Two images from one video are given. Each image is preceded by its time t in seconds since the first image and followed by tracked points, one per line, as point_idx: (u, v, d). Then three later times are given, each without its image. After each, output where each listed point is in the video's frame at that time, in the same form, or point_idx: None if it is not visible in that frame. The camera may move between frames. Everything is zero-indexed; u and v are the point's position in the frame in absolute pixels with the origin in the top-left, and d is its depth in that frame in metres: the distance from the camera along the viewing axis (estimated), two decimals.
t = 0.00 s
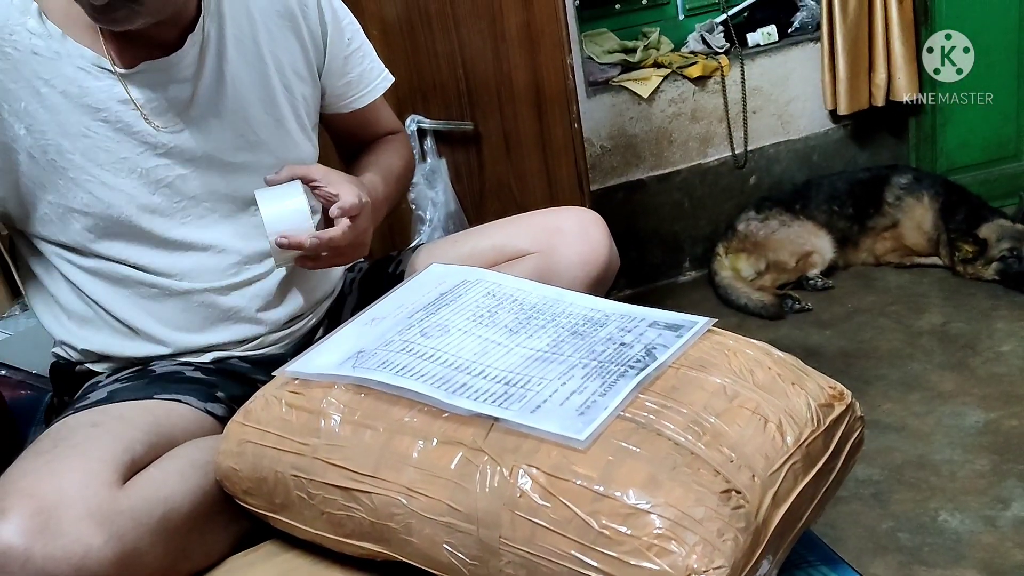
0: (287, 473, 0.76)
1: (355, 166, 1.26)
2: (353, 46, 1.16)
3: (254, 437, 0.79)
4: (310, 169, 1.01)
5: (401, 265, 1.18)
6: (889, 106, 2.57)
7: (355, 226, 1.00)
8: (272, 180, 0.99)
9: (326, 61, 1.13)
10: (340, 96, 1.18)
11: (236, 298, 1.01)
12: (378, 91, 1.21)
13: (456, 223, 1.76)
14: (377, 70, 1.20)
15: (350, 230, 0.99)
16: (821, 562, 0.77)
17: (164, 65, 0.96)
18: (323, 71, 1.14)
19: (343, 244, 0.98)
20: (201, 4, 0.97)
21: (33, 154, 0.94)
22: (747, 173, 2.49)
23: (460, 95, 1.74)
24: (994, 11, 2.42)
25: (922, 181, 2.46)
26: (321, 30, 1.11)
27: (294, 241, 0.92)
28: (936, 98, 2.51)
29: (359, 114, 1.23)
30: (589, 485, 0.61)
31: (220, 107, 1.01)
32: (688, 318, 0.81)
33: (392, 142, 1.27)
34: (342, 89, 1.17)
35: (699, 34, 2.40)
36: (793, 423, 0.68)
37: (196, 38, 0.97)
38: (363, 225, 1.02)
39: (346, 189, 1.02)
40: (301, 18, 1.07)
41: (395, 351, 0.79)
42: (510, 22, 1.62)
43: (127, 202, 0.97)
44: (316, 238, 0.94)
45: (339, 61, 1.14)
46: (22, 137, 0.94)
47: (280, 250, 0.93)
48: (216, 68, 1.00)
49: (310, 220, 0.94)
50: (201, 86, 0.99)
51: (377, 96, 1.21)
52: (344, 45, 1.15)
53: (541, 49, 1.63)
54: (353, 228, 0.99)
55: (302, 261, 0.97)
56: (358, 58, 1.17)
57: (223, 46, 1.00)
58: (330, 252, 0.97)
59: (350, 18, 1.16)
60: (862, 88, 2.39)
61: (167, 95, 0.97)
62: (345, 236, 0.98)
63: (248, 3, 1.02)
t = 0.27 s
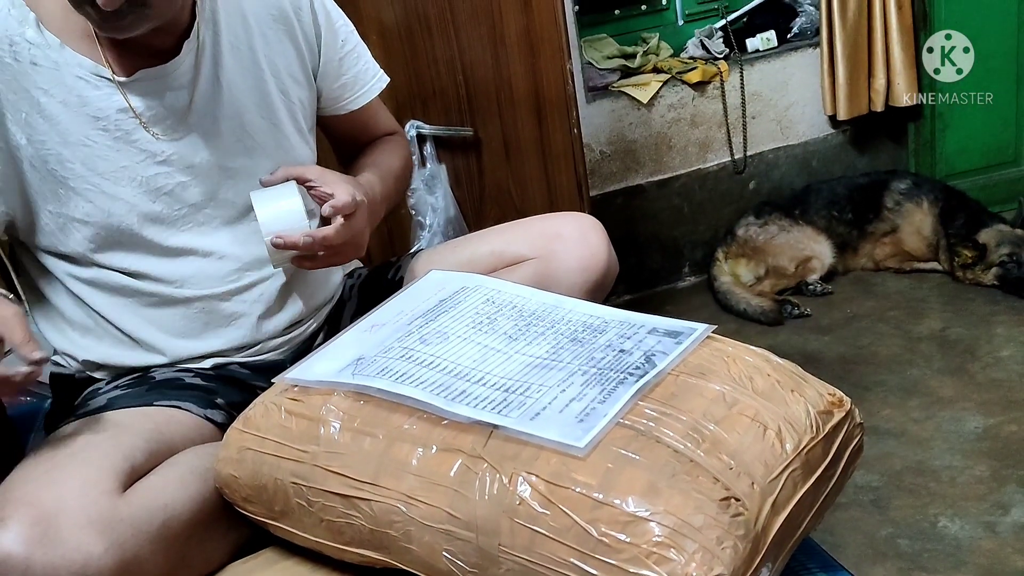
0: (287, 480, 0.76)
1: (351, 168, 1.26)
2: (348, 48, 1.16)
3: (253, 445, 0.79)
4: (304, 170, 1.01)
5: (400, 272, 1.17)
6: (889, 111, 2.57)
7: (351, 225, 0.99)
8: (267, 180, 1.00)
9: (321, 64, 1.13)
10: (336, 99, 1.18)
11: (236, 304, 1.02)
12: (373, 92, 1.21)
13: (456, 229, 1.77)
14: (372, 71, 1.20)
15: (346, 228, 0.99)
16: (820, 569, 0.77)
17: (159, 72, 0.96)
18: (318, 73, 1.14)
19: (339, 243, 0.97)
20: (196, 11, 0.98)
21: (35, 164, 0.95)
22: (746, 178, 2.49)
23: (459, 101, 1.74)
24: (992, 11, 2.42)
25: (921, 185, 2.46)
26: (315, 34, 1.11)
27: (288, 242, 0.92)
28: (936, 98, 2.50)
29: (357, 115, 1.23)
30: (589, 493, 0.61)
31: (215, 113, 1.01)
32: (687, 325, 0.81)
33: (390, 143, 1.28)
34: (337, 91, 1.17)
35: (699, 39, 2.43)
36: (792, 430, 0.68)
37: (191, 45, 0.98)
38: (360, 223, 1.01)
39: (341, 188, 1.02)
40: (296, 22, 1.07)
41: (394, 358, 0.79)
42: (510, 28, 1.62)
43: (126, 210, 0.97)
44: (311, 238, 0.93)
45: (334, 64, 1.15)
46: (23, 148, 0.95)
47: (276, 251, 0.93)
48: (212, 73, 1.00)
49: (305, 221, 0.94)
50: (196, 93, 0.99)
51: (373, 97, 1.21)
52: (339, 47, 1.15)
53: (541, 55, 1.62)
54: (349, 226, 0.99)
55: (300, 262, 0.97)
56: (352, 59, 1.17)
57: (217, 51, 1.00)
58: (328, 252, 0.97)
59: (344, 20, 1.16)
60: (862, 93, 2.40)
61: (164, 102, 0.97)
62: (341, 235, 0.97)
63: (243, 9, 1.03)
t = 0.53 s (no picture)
0: (282, 488, 0.76)
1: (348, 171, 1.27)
2: (343, 52, 1.17)
3: (249, 452, 0.79)
4: (304, 174, 1.02)
5: (397, 278, 1.17)
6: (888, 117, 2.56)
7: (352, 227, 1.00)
8: (267, 185, 1.00)
9: (315, 69, 1.15)
10: (331, 104, 1.19)
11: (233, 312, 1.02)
12: (367, 97, 1.23)
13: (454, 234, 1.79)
14: (366, 76, 1.21)
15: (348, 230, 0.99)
16: None
17: (157, 80, 0.96)
18: (313, 78, 1.15)
19: (340, 245, 0.97)
20: (192, 16, 0.99)
21: (35, 174, 0.93)
22: (745, 184, 2.49)
23: (457, 107, 1.75)
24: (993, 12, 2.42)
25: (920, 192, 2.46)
26: (310, 38, 1.12)
27: (291, 243, 0.92)
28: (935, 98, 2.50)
29: (352, 119, 1.24)
30: (584, 502, 0.61)
31: (212, 119, 1.02)
32: (683, 332, 0.80)
33: (385, 146, 1.29)
34: (331, 96, 1.18)
35: (698, 45, 2.41)
36: (788, 439, 0.68)
37: (188, 52, 0.98)
38: (361, 226, 1.02)
39: (341, 190, 1.03)
40: (290, 26, 1.08)
41: (390, 366, 0.79)
42: (508, 33, 1.62)
43: (126, 219, 0.96)
44: (313, 240, 0.94)
45: (329, 69, 1.16)
46: (23, 157, 0.92)
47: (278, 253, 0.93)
48: (209, 79, 1.01)
49: (305, 224, 0.94)
50: (193, 99, 1.00)
51: (368, 101, 1.23)
52: (333, 52, 1.16)
53: (539, 59, 1.62)
54: (351, 229, 0.99)
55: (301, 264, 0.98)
56: (347, 64, 1.18)
57: (212, 56, 1.01)
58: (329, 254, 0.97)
59: (337, 24, 1.18)
60: (860, 98, 2.40)
61: (162, 109, 0.98)
62: (342, 237, 0.98)
63: (238, 14, 1.03)
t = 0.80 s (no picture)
0: (285, 487, 0.76)
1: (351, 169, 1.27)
2: (345, 50, 1.18)
3: (252, 451, 0.79)
4: (312, 170, 1.02)
5: (401, 279, 1.18)
6: (889, 120, 2.58)
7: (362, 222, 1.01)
8: (276, 181, 1.00)
9: (318, 67, 1.16)
10: (333, 102, 1.20)
11: (238, 310, 1.03)
12: (370, 94, 1.24)
13: (456, 236, 1.80)
14: (369, 73, 1.23)
15: (358, 225, 1.00)
16: None
17: (162, 82, 0.97)
18: (316, 77, 1.16)
19: (351, 241, 0.98)
20: (194, 16, 1.00)
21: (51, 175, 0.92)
22: (747, 187, 2.49)
23: (460, 108, 1.74)
24: (995, 13, 2.42)
25: (922, 195, 2.46)
26: (312, 37, 1.13)
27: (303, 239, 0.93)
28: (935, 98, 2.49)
29: (353, 117, 1.25)
30: (588, 501, 0.61)
31: (217, 119, 1.02)
32: (687, 333, 0.80)
33: (386, 145, 1.29)
34: (334, 94, 1.19)
35: (700, 48, 2.42)
36: (792, 439, 0.68)
37: (191, 52, 0.98)
38: (371, 222, 1.03)
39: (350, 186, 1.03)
40: (292, 25, 1.09)
41: (394, 366, 0.79)
42: (511, 37, 1.63)
43: (135, 220, 0.96)
44: (324, 236, 0.94)
45: (332, 67, 1.17)
46: (37, 157, 0.91)
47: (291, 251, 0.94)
48: (212, 79, 1.02)
49: (317, 221, 0.95)
50: (198, 100, 1.00)
51: (369, 100, 1.24)
52: (335, 49, 1.17)
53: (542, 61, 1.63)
54: (360, 225, 1.00)
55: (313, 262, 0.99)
56: (350, 62, 1.19)
57: (216, 57, 1.01)
58: (341, 249, 0.98)
59: (339, 23, 1.19)
60: (862, 102, 2.40)
61: (167, 111, 0.97)
62: (352, 233, 0.99)
63: (239, 14, 1.04)
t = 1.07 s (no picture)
0: (293, 487, 0.76)
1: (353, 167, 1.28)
2: (345, 47, 1.19)
3: (259, 451, 0.79)
4: (318, 171, 1.03)
5: (407, 281, 1.18)
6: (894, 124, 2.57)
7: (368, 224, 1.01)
8: (283, 182, 1.00)
9: (321, 64, 1.16)
10: (336, 98, 1.21)
11: (246, 310, 1.03)
12: (373, 91, 1.25)
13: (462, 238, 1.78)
14: (370, 69, 1.23)
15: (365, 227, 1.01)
16: None
17: (173, 88, 0.96)
18: (319, 75, 1.17)
19: (357, 242, 0.99)
20: (197, 19, 1.00)
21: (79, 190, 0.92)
22: (751, 190, 2.49)
23: (466, 110, 1.74)
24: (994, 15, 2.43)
25: (926, 199, 2.46)
26: (314, 35, 1.14)
27: (310, 241, 0.93)
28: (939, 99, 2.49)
29: (356, 114, 1.26)
30: (596, 502, 0.61)
31: (224, 122, 1.02)
32: (694, 335, 0.81)
33: (387, 140, 1.30)
34: (337, 91, 1.20)
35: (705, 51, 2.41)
36: (799, 441, 0.68)
37: (198, 55, 0.98)
38: (377, 223, 1.03)
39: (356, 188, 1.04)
40: (295, 24, 1.10)
41: (402, 367, 0.79)
42: (517, 38, 1.65)
43: (151, 227, 0.96)
44: (332, 238, 0.95)
45: (334, 64, 1.18)
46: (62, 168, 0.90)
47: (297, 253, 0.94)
48: (219, 82, 1.02)
49: (324, 222, 0.95)
50: (206, 104, 1.00)
51: (371, 96, 1.25)
52: (337, 46, 1.18)
53: (548, 64, 1.66)
54: (367, 226, 1.01)
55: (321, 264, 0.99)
56: (350, 59, 1.20)
57: (221, 59, 1.02)
58: (348, 251, 0.99)
59: (338, 19, 1.19)
60: (867, 106, 2.41)
61: (178, 117, 0.97)
62: (360, 234, 0.99)
63: (241, 14, 1.05)
